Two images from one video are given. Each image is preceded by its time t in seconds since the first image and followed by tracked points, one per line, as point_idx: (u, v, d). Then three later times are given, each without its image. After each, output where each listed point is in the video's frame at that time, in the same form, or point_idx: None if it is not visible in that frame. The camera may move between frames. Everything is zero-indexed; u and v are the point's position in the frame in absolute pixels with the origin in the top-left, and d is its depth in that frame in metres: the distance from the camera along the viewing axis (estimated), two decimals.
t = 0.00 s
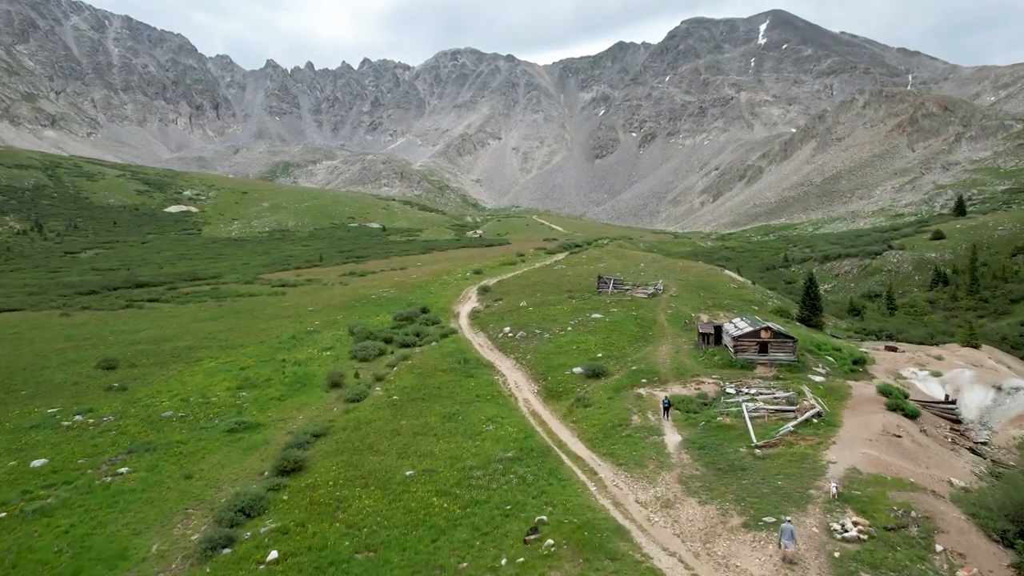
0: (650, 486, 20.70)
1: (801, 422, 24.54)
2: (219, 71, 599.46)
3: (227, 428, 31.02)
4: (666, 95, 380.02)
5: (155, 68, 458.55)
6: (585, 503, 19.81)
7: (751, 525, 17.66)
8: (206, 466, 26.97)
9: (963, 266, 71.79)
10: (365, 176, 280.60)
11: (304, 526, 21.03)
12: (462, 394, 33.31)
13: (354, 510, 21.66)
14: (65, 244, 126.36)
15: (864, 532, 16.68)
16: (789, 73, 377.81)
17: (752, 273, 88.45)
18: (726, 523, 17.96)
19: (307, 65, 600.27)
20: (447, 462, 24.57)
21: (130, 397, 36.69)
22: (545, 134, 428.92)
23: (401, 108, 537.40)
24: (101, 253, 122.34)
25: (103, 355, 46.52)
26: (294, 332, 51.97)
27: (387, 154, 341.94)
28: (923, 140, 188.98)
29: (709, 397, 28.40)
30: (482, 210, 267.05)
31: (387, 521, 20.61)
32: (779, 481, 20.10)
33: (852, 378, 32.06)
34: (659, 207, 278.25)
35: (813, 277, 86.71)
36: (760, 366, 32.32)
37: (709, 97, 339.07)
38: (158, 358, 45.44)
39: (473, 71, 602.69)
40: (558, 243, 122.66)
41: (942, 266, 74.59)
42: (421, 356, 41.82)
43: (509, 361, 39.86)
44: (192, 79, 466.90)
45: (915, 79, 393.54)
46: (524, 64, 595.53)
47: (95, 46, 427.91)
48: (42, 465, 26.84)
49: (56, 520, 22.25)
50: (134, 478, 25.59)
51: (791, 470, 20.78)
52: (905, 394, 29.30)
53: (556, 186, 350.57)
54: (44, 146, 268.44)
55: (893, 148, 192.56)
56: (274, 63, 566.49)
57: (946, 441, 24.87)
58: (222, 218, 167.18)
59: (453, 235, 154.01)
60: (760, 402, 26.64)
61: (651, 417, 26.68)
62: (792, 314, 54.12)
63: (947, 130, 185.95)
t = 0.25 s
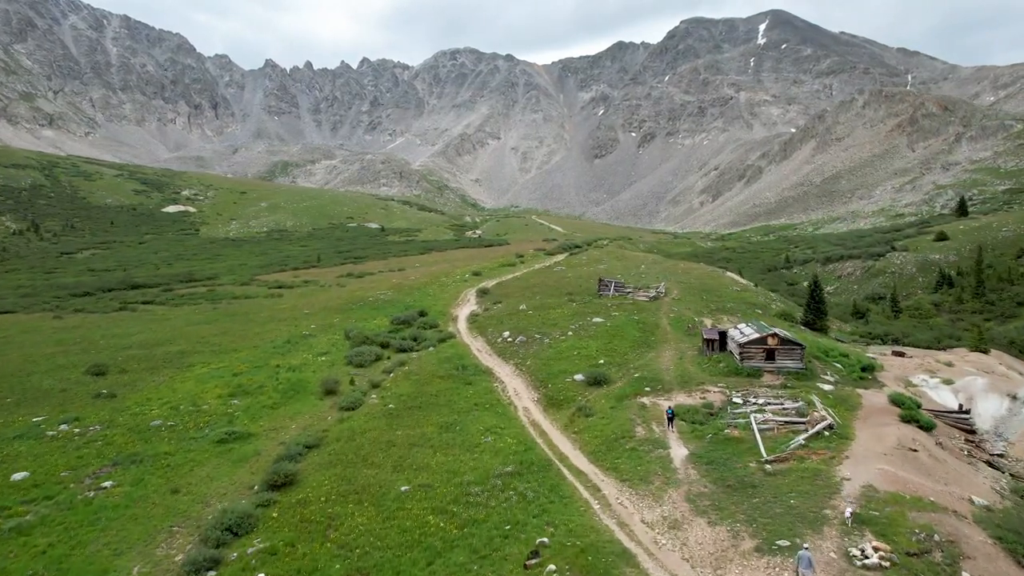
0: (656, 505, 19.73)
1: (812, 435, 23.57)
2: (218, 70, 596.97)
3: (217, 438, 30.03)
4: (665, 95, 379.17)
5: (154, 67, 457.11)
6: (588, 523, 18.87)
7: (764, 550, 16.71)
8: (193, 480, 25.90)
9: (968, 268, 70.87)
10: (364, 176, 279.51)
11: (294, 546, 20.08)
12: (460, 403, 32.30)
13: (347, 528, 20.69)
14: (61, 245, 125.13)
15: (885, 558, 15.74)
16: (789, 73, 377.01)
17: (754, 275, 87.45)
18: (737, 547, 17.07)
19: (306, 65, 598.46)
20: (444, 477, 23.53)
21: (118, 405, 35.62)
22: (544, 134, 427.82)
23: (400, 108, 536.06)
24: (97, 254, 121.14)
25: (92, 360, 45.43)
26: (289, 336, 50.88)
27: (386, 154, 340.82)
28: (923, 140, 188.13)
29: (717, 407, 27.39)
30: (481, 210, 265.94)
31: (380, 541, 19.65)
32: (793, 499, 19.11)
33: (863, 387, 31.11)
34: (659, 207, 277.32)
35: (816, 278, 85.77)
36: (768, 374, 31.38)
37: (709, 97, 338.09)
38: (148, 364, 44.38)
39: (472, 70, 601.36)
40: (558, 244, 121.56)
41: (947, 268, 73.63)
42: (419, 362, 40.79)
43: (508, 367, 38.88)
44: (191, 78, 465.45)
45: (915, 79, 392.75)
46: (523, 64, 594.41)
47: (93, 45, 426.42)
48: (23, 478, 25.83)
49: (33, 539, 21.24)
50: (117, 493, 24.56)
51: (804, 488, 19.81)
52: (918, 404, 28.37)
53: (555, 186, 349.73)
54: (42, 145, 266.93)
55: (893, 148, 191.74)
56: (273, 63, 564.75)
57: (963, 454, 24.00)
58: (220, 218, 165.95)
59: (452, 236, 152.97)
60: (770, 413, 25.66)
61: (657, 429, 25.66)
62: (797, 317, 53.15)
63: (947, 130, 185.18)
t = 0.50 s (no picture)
0: (662, 524, 18.89)
1: (822, 447, 22.76)
2: (217, 70, 595.70)
3: (207, 448, 29.14)
4: (664, 95, 378.57)
5: (152, 67, 456.15)
6: (591, 544, 18.07)
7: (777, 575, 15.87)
8: (182, 493, 25.04)
9: (972, 271, 70.08)
10: (363, 176, 278.67)
11: (285, 565, 19.26)
12: (457, 411, 31.48)
13: (340, 547, 19.85)
14: (59, 245, 124.20)
15: None
16: (788, 73, 376.19)
17: (755, 276, 86.62)
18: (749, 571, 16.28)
19: (305, 65, 597.41)
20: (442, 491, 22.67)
21: (107, 413, 34.72)
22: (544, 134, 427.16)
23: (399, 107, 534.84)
24: (94, 254, 120.19)
25: (83, 365, 44.48)
26: (284, 340, 50.02)
27: (385, 154, 340.14)
28: (923, 140, 187.45)
29: (722, 417, 26.58)
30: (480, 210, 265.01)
31: (374, 561, 18.79)
32: (805, 518, 18.30)
33: (872, 395, 30.28)
34: (658, 207, 276.63)
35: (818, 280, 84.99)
36: (774, 381, 30.54)
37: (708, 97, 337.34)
38: (140, 369, 43.45)
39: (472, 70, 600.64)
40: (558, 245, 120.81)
41: (950, 270, 72.88)
42: (416, 368, 39.94)
43: (507, 373, 38.04)
44: (190, 78, 464.47)
45: (914, 80, 392.03)
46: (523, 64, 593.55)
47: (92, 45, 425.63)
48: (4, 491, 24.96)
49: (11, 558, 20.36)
50: (102, 508, 23.66)
51: (816, 506, 18.99)
52: (930, 413, 27.56)
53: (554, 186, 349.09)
54: (40, 145, 265.73)
55: (893, 148, 191.10)
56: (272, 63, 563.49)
57: (978, 468, 23.19)
58: (219, 218, 165.01)
59: (451, 236, 152.14)
60: (778, 424, 24.87)
61: (660, 440, 24.87)
62: (800, 321, 52.34)
63: (947, 130, 184.52)
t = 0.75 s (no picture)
0: (670, 547, 17.95)
1: (835, 462, 21.88)
2: (216, 70, 593.90)
3: (197, 459, 28.20)
4: (663, 95, 377.86)
5: (151, 67, 454.78)
6: (595, 569, 17.14)
7: None
8: (169, 508, 24.08)
9: (977, 273, 69.18)
10: (362, 176, 277.71)
11: None
12: (455, 420, 30.54)
13: (331, 567, 18.95)
14: (55, 246, 123.12)
15: None
16: (787, 73, 375.19)
17: (756, 279, 85.71)
18: None
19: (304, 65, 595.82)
20: (438, 508, 21.74)
21: (94, 422, 33.73)
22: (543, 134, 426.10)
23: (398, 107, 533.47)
24: (91, 255, 119.06)
25: (72, 372, 43.51)
26: (279, 345, 48.99)
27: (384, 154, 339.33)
28: (923, 140, 186.63)
29: (729, 428, 25.68)
30: (480, 210, 263.97)
31: None
32: (820, 540, 17.42)
33: (882, 405, 29.45)
34: (658, 207, 275.93)
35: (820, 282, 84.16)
36: (781, 391, 29.66)
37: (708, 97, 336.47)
38: (131, 375, 42.48)
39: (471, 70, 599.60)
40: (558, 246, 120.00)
41: (955, 272, 72.00)
42: (412, 374, 38.97)
43: (506, 380, 37.11)
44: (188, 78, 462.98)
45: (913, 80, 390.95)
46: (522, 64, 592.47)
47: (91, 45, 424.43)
48: None
49: None
50: (85, 524, 22.74)
51: (830, 527, 18.13)
52: (942, 424, 26.70)
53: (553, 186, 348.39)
54: (37, 145, 264.23)
55: (892, 149, 190.29)
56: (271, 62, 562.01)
57: (996, 484, 22.31)
58: (217, 218, 163.90)
59: (450, 237, 151.11)
60: (788, 436, 24.00)
61: (664, 453, 23.98)
62: (804, 325, 51.52)
63: (947, 131, 183.65)
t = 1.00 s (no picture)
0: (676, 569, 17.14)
1: (846, 475, 21.09)
2: (215, 70, 592.56)
3: (187, 470, 27.36)
4: (662, 95, 377.21)
5: (150, 67, 453.55)
6: None
7: None
8: (156, 523, 23.27)
9: (980, 276, 68.45)
10: (361, 176, 276.83)
11: None
12: (452, 429, 29.72)
13: None
14: (53, 246, 122.24)
15: None
16: (786, 74, 374.39)
17: (757, 281, 84.83)
18: None
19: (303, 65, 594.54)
20: (434, 524, 20.92)
21: (83, 429, 32.93)
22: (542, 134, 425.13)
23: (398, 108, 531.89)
24: (88, 256, 118.19)
25: (63, 377, 42.67)
26: (274, 349, 48.19)
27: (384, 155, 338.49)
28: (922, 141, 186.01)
29: (734, 439, 24.89)
30: (479, 211, 262.94)
31: None
32: (832, 561, 16.71)
33: (890, 413, 28.74)
34: (657, 208, 275.47)
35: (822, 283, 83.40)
36: (787, 399, 28.89)
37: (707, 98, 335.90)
38: (122, 381, 41.68)
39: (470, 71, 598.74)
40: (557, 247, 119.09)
41: (958, 275, 71.21)
42: (409, 380, 38.15)
43: (505, 386, 36.32)
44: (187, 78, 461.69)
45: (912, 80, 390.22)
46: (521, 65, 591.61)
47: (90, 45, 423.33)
48: None
49: None
50: (68, 541, 21.89)
51: (842, 545, 17.42)
52: (954, 433, 25.94)
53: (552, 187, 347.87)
54: (35, 145, 262.92)
55: (892, 149, 189.63)
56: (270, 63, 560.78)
57: (1011, 498, 21.60)
58: (215, 219, 162.96)
59: (448, 238, 150.13)
60: (796, 448, 23.24)
61: (668, 465, 23.17)
62: (807, 328, 50.79)
63: (946, 131, 183.03)
